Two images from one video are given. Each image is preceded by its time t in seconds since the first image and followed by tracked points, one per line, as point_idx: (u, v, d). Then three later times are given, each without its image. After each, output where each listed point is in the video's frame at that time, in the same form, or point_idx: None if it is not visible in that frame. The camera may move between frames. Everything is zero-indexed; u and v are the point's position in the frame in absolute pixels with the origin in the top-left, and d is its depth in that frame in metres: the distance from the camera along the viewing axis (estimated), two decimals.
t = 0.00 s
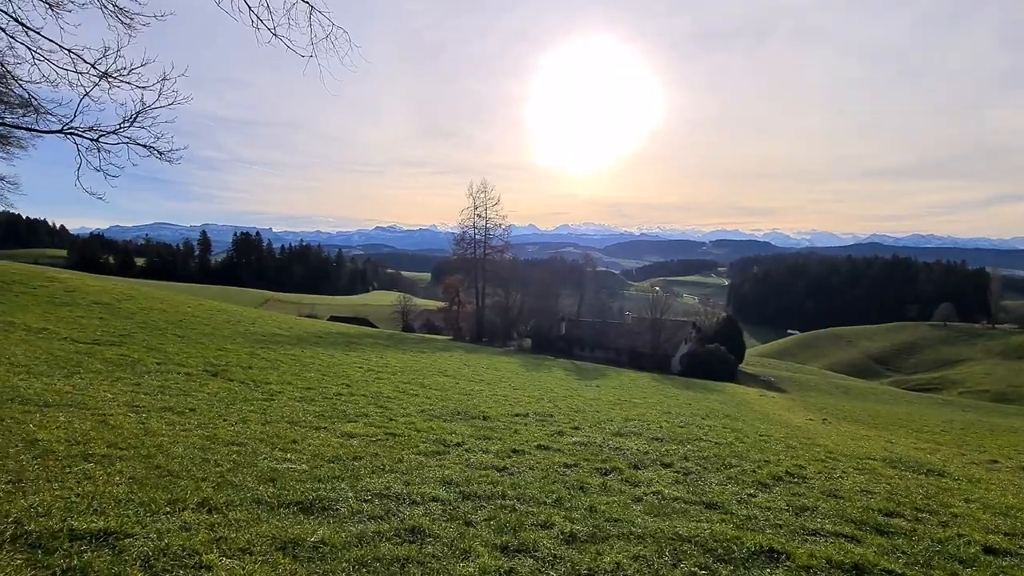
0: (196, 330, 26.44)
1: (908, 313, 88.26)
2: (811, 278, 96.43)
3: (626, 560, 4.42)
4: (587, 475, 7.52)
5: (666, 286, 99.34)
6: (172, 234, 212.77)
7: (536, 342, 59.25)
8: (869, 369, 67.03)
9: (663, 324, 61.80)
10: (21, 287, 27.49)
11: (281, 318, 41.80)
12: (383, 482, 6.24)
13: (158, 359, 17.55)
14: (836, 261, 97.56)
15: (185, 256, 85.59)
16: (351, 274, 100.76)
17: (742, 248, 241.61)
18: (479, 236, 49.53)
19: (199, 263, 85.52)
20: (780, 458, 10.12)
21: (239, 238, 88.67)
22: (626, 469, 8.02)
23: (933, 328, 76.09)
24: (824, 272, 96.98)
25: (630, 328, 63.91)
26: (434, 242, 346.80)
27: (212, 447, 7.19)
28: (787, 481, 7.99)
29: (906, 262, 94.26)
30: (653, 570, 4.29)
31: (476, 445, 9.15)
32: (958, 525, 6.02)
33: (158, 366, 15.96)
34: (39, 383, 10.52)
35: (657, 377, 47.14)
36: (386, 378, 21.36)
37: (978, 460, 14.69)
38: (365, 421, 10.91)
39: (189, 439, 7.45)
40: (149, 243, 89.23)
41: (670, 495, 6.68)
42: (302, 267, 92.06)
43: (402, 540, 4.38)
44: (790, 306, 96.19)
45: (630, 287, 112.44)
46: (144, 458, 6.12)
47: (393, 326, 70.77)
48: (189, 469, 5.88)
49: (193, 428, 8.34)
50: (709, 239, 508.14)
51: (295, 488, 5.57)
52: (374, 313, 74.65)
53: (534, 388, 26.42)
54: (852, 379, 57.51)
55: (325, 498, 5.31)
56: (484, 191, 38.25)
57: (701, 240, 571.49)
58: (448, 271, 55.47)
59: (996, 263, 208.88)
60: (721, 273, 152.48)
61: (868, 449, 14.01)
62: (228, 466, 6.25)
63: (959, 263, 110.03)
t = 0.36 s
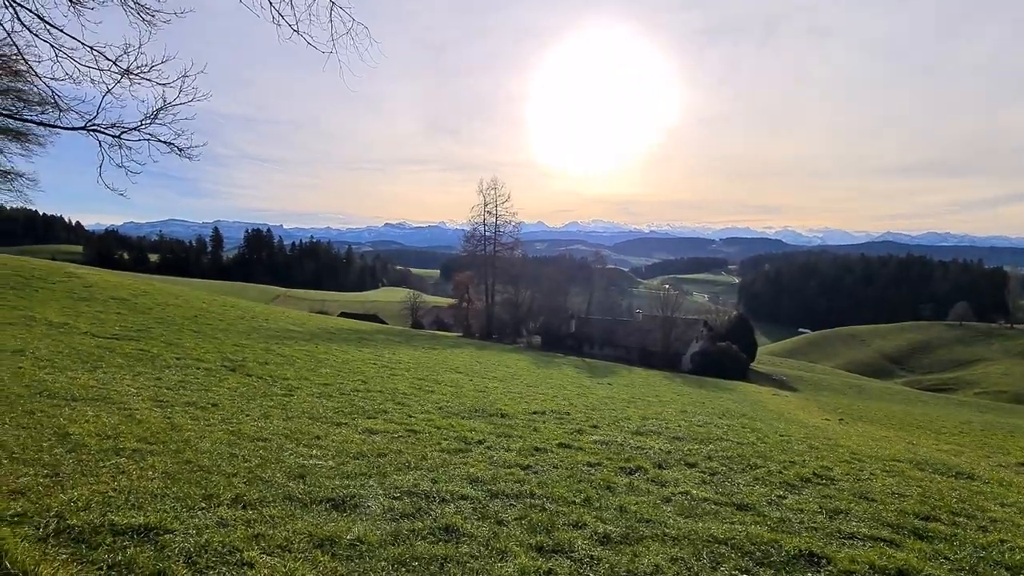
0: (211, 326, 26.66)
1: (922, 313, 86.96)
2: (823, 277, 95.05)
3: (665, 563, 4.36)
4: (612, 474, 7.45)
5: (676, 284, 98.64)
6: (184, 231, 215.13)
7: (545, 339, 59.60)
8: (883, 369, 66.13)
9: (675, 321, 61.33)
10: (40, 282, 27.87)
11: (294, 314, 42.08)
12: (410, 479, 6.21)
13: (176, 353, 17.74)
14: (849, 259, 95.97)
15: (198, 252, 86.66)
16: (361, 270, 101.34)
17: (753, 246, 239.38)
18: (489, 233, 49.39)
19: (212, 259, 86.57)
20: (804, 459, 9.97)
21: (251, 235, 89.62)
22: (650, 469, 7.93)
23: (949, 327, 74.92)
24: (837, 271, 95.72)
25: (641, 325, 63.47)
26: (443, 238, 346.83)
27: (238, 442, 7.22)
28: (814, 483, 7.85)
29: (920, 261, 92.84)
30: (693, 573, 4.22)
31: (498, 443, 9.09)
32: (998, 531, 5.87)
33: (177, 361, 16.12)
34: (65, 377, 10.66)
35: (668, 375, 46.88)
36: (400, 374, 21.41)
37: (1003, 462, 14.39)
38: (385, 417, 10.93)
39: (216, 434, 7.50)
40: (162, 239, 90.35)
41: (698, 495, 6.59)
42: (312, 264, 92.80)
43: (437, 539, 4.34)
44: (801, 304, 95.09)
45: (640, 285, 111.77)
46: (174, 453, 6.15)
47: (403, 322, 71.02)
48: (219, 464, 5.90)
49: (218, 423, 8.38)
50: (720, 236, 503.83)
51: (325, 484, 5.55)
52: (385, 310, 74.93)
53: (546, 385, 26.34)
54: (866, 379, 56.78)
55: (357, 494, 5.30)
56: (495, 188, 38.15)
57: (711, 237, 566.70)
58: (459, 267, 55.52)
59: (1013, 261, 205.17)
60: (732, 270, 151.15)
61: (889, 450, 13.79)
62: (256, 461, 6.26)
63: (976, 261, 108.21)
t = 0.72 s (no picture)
0: (253, 325, 27.55)
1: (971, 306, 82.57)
2: (864, 269, 91.07)
3: (730, 567, 4.25)
4: (662, 474, 7.31)
5: (709, 279, 96.48)
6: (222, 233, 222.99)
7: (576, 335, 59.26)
8: (931, 365, 63.17)
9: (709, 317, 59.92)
10: (94, 285, 29.38)
11: (329, 312, 43.10)
12: (460, 477, 6.24)
13: (222, 351, 18.42)
14: (891, 250, 91.64)
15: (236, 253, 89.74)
16: (392, 269, 103.05)
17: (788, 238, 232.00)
18: (518, 230, 49.51)
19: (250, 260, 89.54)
20: (860, 460, 9.56)
21: (285, 236, 92.29)
22: (699, 469, 7.75)
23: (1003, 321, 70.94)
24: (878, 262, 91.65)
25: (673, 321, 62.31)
26: (470, 236, 348.74)
27: (291, 438, 7.42)
28: (874, 485, 7.52)
29: (969, 251, 88.25)
30: None
31: (542, 441, 9.06)
32: None
33: (225, 359, 16.73)
34: (125, 374, 11.19)
35: (702, 372, 45.99)
36: (435, 371, 21.63)
37: None
38: (427, 414, 11.05)
39: (269, 431, 7.71)
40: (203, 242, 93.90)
41: (753, 497, 6.40)
42: (344, 263, 94.94)
43: (497, 539, 4.34)
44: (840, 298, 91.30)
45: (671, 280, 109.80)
46: (233, 449, 6.36)
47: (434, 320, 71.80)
48: (276, 460, 6.06)
49: (270, 420, 8.61)
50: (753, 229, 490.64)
51: (379, 482, 5.62)
52: (416, 308, 75.88)
53: (579, 382, 26.19)
54: (913, 376, 54.34)
55: (411, 492, 5.36)
56: (523, 184, 38.17)
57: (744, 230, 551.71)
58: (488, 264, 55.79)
59: None
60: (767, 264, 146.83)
61: (946, 451, 13.14)
62: (310, 458, 6.40)
63: None
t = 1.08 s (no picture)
0: (297, 320, 28.44)
1: None
2: (918, 266, 85.83)
3: None
4: (717, 479, 7.00)
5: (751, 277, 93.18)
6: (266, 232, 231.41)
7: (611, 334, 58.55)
8: (995, 369, 59.16)
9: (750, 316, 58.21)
10: (151, 281, 30.91)
11: (369, 309, 44.00)
12: (509, 477, 6.14)
13: (271, 346, 19.04)
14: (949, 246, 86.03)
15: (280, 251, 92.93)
16: (427, 267, 104.66)
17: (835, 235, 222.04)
18: (552, 227, 49.26)
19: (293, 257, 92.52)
20: (930, 470, 8.94)
21: (326, 234, 94.97)
22: (755, 475, 7.40)
23: None
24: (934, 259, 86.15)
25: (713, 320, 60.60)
26: (504, 234, 349.75)
27: (340, 432, 7.52)
28: (951, 499, 6.97)
29: None
30: None
31: (589, 442, 8.88)
32: None
33: (273, 353, 17.28)
34: (183, 367, 11.68)
35: (744, 373, 44.54)
36: (473, 368, 21.70)
37: None
38: (470, 411, 11.07)
39: (318, 424, 7.84)
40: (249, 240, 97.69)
41: (818, 507, 6.04)
42: (382, 261, 97.08)
43: (554, 542, 4.21)
44: (891, 297, 86.18)
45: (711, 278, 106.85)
46: (287, 442, 6.48)
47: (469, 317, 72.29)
48: (329, 454, 6.13)
49: (318, 414, 8.77)
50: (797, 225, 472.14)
51: (430, 478, 5.59)
52: (451, 305, 76.62)
53: (618, 381, 25.78)
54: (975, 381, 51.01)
55: (463, 490, 5.29)
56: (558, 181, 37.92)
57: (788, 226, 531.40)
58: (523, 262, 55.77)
59: None
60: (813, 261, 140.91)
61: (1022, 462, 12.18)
62: (361, 453, 6.44)
63: None
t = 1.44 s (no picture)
0: (335, 318, 29.03)
1: None
2: (975, 262, 80.66)
3: None
4: (774, 489, 6.63)
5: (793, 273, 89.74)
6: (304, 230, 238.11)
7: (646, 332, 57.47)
8: None
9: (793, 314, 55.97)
10: (198, 280, 32.15)
11: (403, 307, 44.51)
12: (555, 483, 5.95)
13: (311, 344, 19.46)
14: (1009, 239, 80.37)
15: (318, 250, 95.37)
16: (459, 265, 105.58)
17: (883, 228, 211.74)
18: (586, 225, 48.23)
19: (330, 256, 94.85)
20: (1008, 483, 8.25)
21: (362, 233, 96.85)
22: (815, 485, 6.97)
23: None
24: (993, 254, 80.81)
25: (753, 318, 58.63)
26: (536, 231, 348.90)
27: (382, 433, 7.50)
28: None
29: None
30: None
31: (633, 446, 8.60)
32: None
33: (314, 351, 17.64)
34: (231, 364, 12.00)
35: (786, 373, 42.93)
36: (508, 366, 21.58)
37: None
38: (508, 412, 10.93)
39: (361, 424, 7.86)
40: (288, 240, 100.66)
41: (889, 523, 5.62)
42: (415, 259, 98.47)
43: (609, 559, 4.00)
44: (944, 293, 81.34)
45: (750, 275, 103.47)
46: (331, 442, 6.47)
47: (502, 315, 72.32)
48: (372, 456, 6.09)
49: (360, 413, 8.79)
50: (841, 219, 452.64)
51: (474, 484, 5.46)
52: (484, 302, 76.85)
53: (656, 381, 25.18)
54: None
55: (510, 498, 5.14)
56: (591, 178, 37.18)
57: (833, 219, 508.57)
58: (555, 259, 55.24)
59: None
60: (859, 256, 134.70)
61: None
62: (404, 455, 6.37)
63: None
